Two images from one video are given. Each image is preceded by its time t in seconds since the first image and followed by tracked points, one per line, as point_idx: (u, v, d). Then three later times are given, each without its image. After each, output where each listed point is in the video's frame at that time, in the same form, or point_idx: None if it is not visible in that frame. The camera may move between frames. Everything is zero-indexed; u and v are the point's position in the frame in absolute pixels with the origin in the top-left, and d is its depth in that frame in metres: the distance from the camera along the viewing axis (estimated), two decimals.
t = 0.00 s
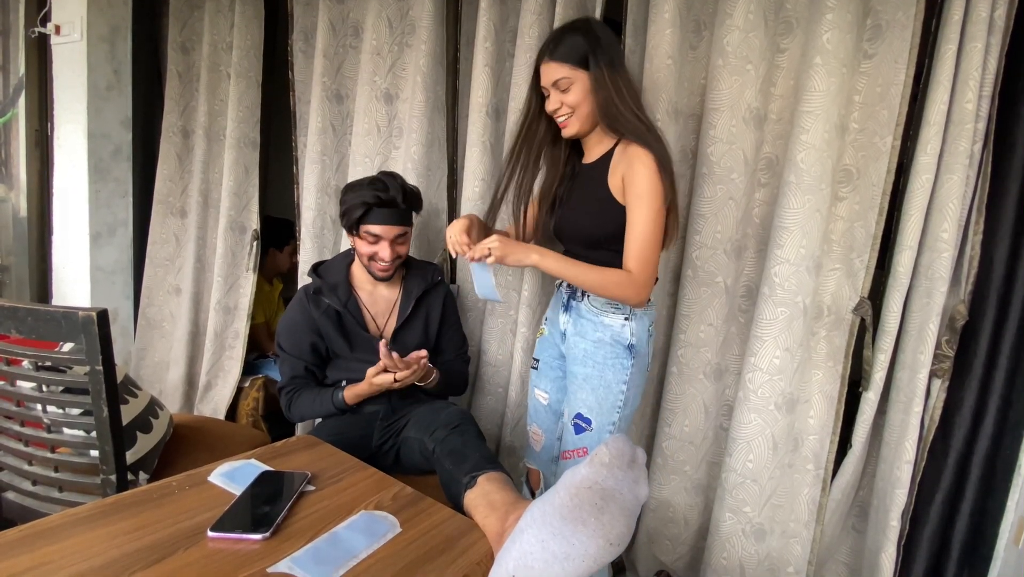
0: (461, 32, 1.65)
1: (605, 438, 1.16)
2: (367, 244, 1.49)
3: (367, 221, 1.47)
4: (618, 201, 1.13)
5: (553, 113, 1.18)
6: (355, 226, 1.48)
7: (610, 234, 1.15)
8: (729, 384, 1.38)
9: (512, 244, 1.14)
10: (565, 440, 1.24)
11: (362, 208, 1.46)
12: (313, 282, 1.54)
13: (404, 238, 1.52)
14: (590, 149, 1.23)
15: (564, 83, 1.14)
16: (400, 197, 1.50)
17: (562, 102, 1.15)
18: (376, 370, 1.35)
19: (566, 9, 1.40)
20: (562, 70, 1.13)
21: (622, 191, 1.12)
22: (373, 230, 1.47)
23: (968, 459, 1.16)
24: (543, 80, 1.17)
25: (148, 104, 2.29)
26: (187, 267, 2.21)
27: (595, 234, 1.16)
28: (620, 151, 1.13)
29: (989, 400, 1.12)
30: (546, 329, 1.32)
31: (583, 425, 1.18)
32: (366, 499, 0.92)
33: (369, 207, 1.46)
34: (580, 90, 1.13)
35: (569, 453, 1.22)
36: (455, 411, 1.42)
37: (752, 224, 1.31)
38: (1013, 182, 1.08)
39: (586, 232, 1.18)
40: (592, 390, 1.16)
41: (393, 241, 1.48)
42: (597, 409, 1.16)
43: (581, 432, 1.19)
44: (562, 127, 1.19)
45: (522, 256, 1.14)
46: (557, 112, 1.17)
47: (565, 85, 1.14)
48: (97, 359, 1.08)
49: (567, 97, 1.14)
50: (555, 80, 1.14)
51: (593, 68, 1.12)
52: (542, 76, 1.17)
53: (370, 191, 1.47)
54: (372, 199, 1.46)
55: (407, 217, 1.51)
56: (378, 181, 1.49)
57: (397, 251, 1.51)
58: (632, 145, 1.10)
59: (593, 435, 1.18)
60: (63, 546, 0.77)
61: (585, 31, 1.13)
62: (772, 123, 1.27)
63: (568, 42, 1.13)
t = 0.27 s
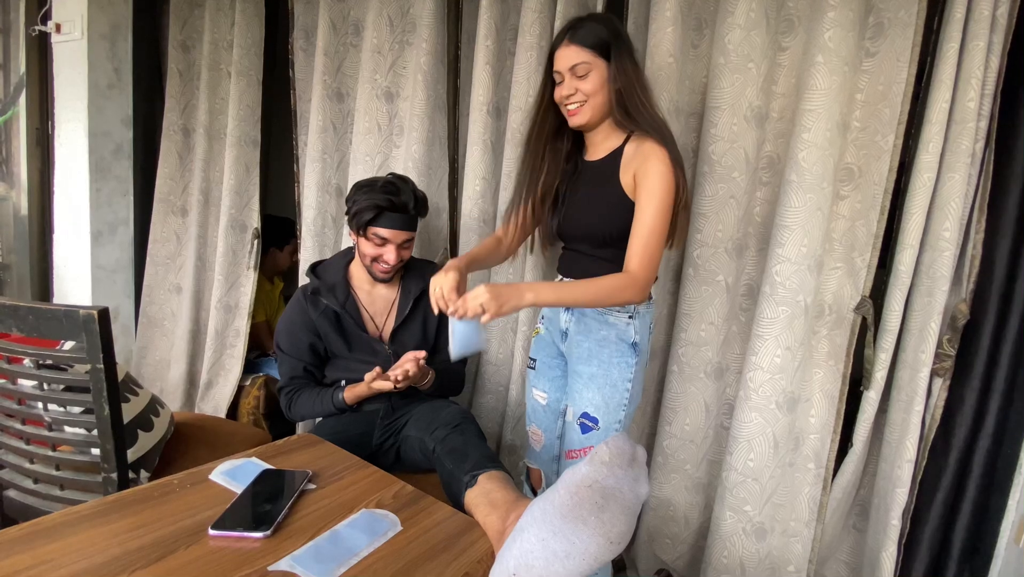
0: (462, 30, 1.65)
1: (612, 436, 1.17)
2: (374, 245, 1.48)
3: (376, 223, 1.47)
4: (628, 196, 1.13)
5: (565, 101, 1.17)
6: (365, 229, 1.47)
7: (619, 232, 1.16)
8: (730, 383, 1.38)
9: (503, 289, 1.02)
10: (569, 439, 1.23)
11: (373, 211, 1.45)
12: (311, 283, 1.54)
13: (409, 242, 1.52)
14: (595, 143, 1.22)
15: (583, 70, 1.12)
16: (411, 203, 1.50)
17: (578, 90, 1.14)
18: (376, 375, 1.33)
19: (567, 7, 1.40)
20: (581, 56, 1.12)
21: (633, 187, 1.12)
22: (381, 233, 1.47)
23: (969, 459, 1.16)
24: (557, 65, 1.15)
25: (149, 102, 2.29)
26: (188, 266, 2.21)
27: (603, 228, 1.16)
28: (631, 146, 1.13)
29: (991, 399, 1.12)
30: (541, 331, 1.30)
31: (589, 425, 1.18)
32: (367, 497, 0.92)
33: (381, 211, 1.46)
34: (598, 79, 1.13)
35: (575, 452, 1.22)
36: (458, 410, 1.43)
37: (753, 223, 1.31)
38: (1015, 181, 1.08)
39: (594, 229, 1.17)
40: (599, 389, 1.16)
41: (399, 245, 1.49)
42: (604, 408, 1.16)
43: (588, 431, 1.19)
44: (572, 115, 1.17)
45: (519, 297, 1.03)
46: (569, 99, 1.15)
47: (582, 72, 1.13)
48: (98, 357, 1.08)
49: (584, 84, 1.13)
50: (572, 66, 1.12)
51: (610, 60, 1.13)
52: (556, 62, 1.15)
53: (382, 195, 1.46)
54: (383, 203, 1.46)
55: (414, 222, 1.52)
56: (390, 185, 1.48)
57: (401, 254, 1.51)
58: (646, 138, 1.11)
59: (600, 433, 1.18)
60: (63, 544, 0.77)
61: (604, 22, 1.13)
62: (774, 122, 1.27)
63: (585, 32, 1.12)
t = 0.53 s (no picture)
0: (463, 29, 1.65)
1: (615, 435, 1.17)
2: (377, 240, 1.49)
3: (380, 218, 1.47)
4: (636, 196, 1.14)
5: (567, 106, 1.17)
6: (369, 224, 1.47)
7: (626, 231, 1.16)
8: (731, 382, 1.38)
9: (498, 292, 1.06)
10: (571, 439, 1.22)
11: (378, 206, 1.46)
12: (312, 283, 1.54)
13: (411, 238, 1.52)
14: (598, 146, 1.22)
15: (585, 75, 1.12)
16: (414, 200, 1.51)
17: (582, 95, 1.13)
18: (371, 373, 1.33)
19: (568, 6, 1.40)
20: (584, 60, 1.11)
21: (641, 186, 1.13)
22: (384, 227, 1.47)
23: (970, 458, 1.16)
24: (559, 70, 1.14)
25: (150, 101, 2.29)
26: (189, 264, 2.21)
27: (609, 232, 1.17)
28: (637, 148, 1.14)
29: (992, 398, 1.12)
30: (541, 330, 1.30)
31: (593, 424, 1.17)
32: (369, 495, 0.92)
33: (385, 206, 1.46)
34: (601, 83, 1.12)
35: (577, 451, 1.21)
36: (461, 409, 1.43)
37: (754, 222, 1.31)
38: (1017, 180, 1.08)
39: (601, 232, 1.17)
40: (603, 388, 1.16)
41: (403, 240, 1.49)
42: (608, 407, 1.17)
43: (591, 431, 1.18)
44: (576, 120, 1.17)
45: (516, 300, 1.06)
46: (573, 104, 1.15)
47: (585, 77, 1.12)
48: (100, 356, 1.08)
49: (587, 89, 1.13)
50: (575, 71, 1.12)
51: (612, 63, 1.12)
52: (558, 67, 1.14)
53: (387, 190, 1.47)
54: (388, 197, 1.46)
55: (418, 218, 1.52)
56: (393, 183, 1.49)
57: (404, 250, 1.51)
58: (651, 141, 1.12)
59: (603, 433, 1.18)
60: (64, 542, 0.77)
61: (605, 23, 1.12)
62: (775, 121, 1.27)
63: (586, 35, 1.11)
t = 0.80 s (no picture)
0: (463, 28, 1.66)
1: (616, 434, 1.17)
2: (374, 224, 1.51)
3: (376, 202, 1.50)
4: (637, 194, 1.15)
5: (564, 106, 1.16)
6: (364, 208, 1.50)
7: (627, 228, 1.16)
8: (731, 381, 1.39)
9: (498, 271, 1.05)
10: (571, 438, 1.22)
11: (372, 190, 1.50)
12: (313, 282, 1.54)
13: (410, 223, 1.54)
14: (597, 144, 1.22)
15: (582, 75, 1.12)
16: (409, 186, 1.54)
17: (579, 95, 1.13)
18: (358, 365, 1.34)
19: (569, 5, 1.40)
20: (580, 61, 1.11)
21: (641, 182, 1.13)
22: (380, 210, 1.50)
23: (971, 458, 1.16)
24: (555, 71, 1.14)
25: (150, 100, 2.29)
26: (190, 264, 2.21)
27: (611, 230, 1.16)
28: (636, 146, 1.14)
29: (993, 397, 1.12)
30: (540, 330, 1.30)
31: (594, 423, 1.17)
32: (369, 494, 0.92)
33: (379, 189, 1.50)
34: (598, 83, 1.12)
35: (578, 450, 1.21)
36: (461, 408, 1.43)
37: (755, 221, 1.31)
38: (1017, 179, 1.08)
39: (603, 231, 1.17)
40: (604, 387, 1.16)
41: (400, 221, 1.51)
42: (609, 406, 1.17)
43: (592, 429, 1.18)
44: (574, 121, 1.17)
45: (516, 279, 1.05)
46: (570, 105, 1.15)
47: (583, 77, 1.12)
48: (101, 355, 1.08)
49: (585, 89, 1.12)
50: (572, 71, 1.11)
51: (608, 63, 1.12)
52: (554, 67, 1.14)
53: (381, 175, 1.51)
54: (382, 182, 1.51)
55: (414, 204, 1.55)
56: (387, 171, 1.54)
57: (402, 234, 1.53)
58: (651, 138, 1.11)
59: (604, 431, 1.17)
60: (65, 541, 0.77)
61: (601, 23, 1.12)
62: (776, 120, 1.27)
63: (581, 35, 1.11)
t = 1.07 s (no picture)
0: (463, 28, 1.66)
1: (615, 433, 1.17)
2: (372, 219, 1.52)
3: (373, 197, 1.52)
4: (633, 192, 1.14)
5: (558, 111, 1.16)
6: (361, 204, 1.52)
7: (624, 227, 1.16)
8: (732, 381, 1.39)
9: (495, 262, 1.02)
10: (570, 438, 1.23)
11: (369, 185, 1.52)
12: (313, 282, 1.54)
13: (408, 218, 1.55)
14: (593, 147, 1.21)
15: (576, 80, 1.11)
16: (405, 183, 1.56)
17: (573, 99, 1.13)
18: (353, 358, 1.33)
19: (569, 5, 1.40)
20: (573, 66, 1.10)
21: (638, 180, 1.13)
22: (377, 204, 1.51)
23: (971, 458, 1.16)
24: (548, 76, 1.14)
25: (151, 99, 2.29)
26: (190, 263, 2.21)
27: (610, 231, 1.17)
28: (630, 148, 1.13)
29: (993, 397, 1.12)
30: (538, 330, 1.29)
31: (593, 422, 1.17)
32: (370, 494, 0.92)
33: (376, 185, 1.52)
34: (592, 87, 1.12)
35: (577, 450, 1.21)
36: (461, 408, 1.43)
37: (755, 221, 1.31)
38: (1018, 179, 1.07)
39: (602, 232, 1.18)
40: (603, 386, 1.16)
41: (398, 214, 1.51)
42: (608, 405, 1.17)
43: (591, 429, 1.18)
44: (569, 125, 1.16)
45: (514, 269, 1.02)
46: (564, 109, 1.15)
47: (576, 82, 1.11)
48: (101, 355, 1.08)
49: (579, 94, 1.12)
50: (565, 76, 1.11)
51: (600, 67, 1.12)
52: (548, 73, 1.14)
53: (377, 173, 1.54)
54: (379, 178, 1.53)
55: (411, 201, 1.56)
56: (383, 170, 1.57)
57: (401, 228, 1.53)
58: (646, 139, 1.11)
59: (603, 431, 1.18)
60: (65, 541, 0.77)
61: (592, 26, 1.12)
62: (776, 120, 1.27)
63: (573, 39, 1.11)
